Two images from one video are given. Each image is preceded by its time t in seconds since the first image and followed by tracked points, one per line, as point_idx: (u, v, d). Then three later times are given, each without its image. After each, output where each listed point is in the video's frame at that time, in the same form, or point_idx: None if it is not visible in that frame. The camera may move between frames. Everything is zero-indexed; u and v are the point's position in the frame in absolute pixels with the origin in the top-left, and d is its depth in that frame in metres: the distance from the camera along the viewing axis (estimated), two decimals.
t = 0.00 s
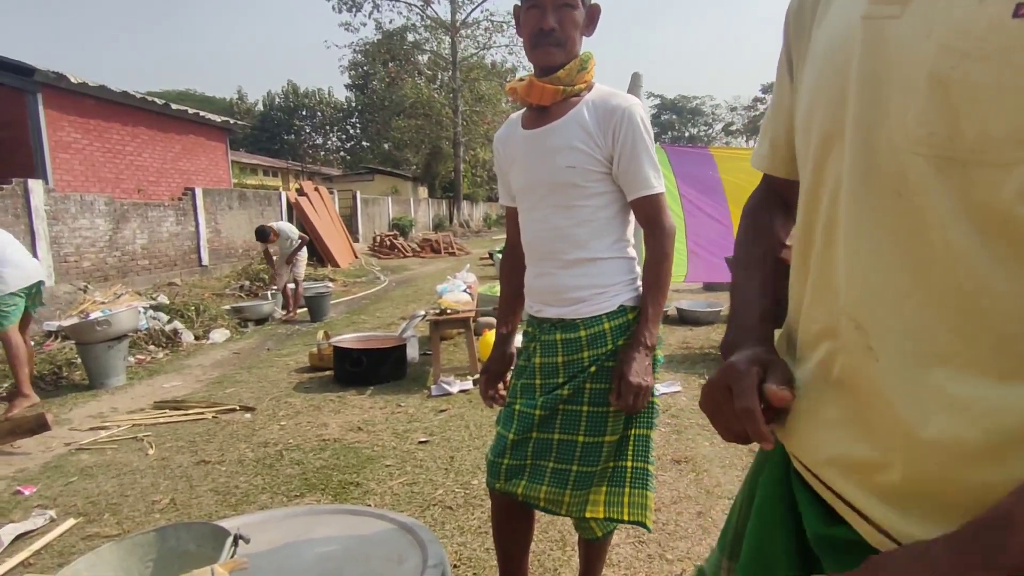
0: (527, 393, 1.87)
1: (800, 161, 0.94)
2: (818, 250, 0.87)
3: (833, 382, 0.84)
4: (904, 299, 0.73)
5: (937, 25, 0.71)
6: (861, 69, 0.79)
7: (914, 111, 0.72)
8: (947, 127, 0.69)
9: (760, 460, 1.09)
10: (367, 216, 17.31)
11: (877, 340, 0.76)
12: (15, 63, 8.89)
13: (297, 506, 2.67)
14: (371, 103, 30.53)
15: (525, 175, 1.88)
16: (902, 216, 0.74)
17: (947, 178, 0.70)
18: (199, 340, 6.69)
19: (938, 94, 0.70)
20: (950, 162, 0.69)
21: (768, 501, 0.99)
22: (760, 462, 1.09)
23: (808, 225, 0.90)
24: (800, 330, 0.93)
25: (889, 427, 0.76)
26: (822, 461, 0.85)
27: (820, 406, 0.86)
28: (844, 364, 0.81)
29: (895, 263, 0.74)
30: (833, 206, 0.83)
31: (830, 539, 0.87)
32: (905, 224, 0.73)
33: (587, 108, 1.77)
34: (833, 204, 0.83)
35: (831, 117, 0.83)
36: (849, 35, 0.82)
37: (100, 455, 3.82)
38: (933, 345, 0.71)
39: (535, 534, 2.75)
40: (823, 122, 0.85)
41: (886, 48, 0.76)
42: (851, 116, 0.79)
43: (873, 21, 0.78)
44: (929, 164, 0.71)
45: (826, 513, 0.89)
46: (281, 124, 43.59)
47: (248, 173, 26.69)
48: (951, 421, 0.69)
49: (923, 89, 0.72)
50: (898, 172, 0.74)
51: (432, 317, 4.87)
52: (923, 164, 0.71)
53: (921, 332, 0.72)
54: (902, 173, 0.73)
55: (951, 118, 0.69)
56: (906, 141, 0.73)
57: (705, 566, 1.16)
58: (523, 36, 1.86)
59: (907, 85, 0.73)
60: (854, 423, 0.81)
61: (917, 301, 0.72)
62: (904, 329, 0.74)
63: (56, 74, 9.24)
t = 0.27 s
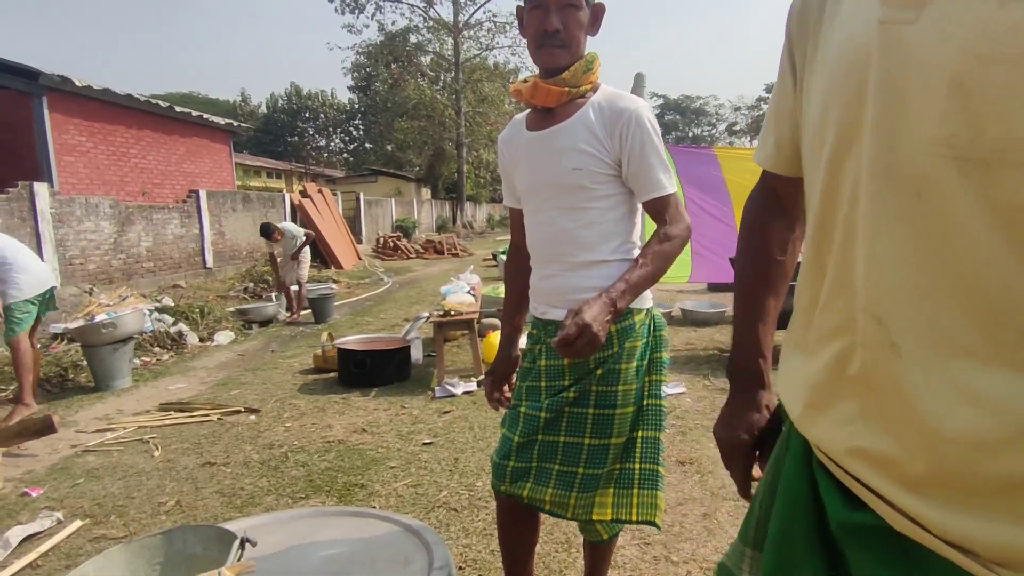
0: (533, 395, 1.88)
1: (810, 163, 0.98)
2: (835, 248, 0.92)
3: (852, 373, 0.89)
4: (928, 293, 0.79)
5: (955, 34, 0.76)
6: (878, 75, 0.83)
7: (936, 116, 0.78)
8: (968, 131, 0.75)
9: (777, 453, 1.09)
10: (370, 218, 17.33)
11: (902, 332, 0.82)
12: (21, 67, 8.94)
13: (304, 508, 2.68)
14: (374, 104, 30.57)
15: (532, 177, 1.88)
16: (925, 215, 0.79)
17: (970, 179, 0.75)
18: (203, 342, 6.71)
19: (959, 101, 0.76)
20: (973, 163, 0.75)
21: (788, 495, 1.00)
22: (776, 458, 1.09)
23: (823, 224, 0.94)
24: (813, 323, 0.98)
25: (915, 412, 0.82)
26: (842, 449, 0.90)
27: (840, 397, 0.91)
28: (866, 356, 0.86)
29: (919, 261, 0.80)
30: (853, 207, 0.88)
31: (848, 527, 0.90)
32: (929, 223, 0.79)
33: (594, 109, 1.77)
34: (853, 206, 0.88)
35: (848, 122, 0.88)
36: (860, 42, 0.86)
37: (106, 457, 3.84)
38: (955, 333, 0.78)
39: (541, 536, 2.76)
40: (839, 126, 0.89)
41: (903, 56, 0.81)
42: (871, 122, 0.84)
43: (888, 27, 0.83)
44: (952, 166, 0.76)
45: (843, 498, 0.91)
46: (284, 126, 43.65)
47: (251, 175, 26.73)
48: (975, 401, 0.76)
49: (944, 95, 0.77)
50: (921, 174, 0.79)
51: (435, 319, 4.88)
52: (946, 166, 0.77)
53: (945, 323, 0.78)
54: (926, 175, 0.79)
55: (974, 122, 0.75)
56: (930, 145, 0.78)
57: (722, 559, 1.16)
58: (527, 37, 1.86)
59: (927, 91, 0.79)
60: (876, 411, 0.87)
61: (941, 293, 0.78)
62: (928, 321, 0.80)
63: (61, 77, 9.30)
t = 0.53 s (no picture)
0: (540, 392, 1.87)
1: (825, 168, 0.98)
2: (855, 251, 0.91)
3: (880, 370, 0.89)
4: (962, 294, 0.79)
5: (979, 45, 0.75)
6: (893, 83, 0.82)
7: (959, 120, 0.76)
8: (1002, 136, 0.74)
9: (796, 440, 1.12)
10: (373, 217, 17.36)
11: (938, 332, 0.82)
12: (26, 69, 8.92)
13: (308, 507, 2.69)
14: (377, 104, 30.62)
15: (538, 174, 1.88)
16: (951, 215, 0.79)
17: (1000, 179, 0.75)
18: (208, 342, 6.73)
19: (989, 109, 0.74)
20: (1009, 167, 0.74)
21: (813, 478, 1.02)
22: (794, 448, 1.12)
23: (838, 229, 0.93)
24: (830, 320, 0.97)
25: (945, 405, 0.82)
26: (868, 440, 0.90)
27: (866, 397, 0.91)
28: (896, 352, 0.86)
29: (951, 262, 0.79)
30: (876, 212, 0.87)
31: (876, 510, 0.90)
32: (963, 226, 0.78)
33: (602, 107, 1.78)
34: (876, 210, 0.87)
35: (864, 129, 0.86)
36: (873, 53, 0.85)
37: (111, 456, 3.86)
38: (990, 330, 0.78)
39: (544, 535, 2.76)
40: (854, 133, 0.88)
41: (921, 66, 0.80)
42: (893, 130, 0.82)
43: (903, 46, 0.81)
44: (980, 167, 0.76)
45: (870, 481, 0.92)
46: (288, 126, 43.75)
47: (255, 175, 26.79)
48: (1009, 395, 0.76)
49: (970, 104, 0.76)
50: (951, 179, 0.78)
51: (438, 318, 4.89)
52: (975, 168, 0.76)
53: (982, 323, 0.78)
54: (958, 181, 0.78)
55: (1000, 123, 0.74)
56: (953, 148, 0.77)
57: (729, 541, 1.18)
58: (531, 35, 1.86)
59: (946, 97, 0.78)
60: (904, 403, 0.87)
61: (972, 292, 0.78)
62: (963, 320, 0.79)
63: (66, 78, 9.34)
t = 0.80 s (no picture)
0: (552, 393, 1.86)
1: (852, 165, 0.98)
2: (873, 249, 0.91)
3: (897, 369, 0.88)
4: (974, 295, 0.77)
5: (989, 51, 0.74)
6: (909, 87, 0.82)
7: (972, 125, 0.76)
8: (1009, 137, 0.73)
9: (817, 429, 1.16)
10: (379, 217, 17.38)
11: (952, 332, 0.80)
12: (32, 69, 9.03)
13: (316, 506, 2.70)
14: (383, 104, 30.65)
15: (548, 173, 1.88)
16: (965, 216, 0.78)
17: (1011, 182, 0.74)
18: (215, 341, 6.76)
19: (997, 112, 0.73)
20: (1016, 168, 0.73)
21: (838, 459, 1.06)
22: (816, 434, 1.17)
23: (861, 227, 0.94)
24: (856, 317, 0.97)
25: (963, 402, 0.81)
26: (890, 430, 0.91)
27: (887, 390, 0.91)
28: (913, 352, 0.85)
29: (961, 263, 0.78)
30: (891, 213, 0.87)
31: (886, 485, 0.95)
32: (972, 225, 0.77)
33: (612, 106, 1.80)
34: (891, 212, 0.87)
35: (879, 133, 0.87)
36: (894, 59, 0.85)
37: (120, 455, 3.88)
38: (1003, 330, 0.76)
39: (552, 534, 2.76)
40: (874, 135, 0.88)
41: (935, 72, 0.79)
42: (905, 134, 0.82)
43: (916, 56, 0.81)
44: (990, 171, 0.75)
45: (886, 461, 0.96)
46: (294, 126, 43.84)
47: (261, 175, 26.85)
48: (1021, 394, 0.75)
49: (979, 107, 0.75)
50: (961, 182, 0.77)
51: (445, 317, 4.89)
52: (985, 172, 0.75)
53: (994, 322, 0.76)
54: (966, 182, 0.77)
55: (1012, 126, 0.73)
56: (967, 152, 0.76)
57: (756, 520, 1.25)
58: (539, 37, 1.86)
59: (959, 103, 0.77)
60: (923, 400, 0.87)
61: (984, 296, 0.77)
62: (976, 320, 0.78)
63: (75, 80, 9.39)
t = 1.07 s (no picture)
0: (552, 390, 1.88)
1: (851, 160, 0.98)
2: (870, 246, 0.92)
3: (895, 362, 0.89)
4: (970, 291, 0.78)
5: (981, 56, 0.74)
6: (901, 93, 0.82)
7: (968, 128, 0.75)
8: (1001, 139, 0.73)
9: (822, 419, 1.18)
10: (386, 215, 17.42)
11: (948, 326, 0.81)
12: (41, 68, 9.11)
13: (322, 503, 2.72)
14: (389, 102, 30.70)
15: (550, 170, 1.87)
16: (960, 217, 0.78)
17: (1007, 182, 0.73)
18: (223, 338, 6.80)
19: (988, 115, 0.74)
20: (1008, 169, 0.73)
21: (842, 443, 1.08)
22: (821, 425, 1.19)
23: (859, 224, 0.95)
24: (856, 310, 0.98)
25: (959, 394, 0.82)
26: (890, 417, 0.92)
27: (886, 381, 0.92)
28: (909, 346, 0.86)
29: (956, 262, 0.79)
30: (887, 211, 0.87)
31: (888, 469, 0.96)
32: (966, 223, 0.77)
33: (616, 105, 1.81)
34: (887, 209, 0.87)
35: (877, 133, 0.87)
36: (889, 64, 0.85)
37: (128, 451, 3.91)
38: (998, 323, 0.76)
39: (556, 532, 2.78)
40: (871, 135, 0.88)
41: (928, 74, 0.79)
42: (902, 135, 0.83)
43: (913, 59, 0.81)
44: (984, 173, 0.75)
45: (887, 448, 0.97)
46: (301, 124, 43.96)
47: (268, 173, 26.96)
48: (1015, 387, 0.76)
49: (972, 110, 0.75)
50: (956, 182, 0.78)
51: (451, 315, 4.91)
52: (978, 173, 0.75)
53: (989, 317, 0.77)
54: (960, 182, 0.77)
55: (1005, 129, 0.73)
56: (962, 155, 0.76)
57: (760, 504, 1.27)
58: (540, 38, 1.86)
59: (954, 107, 0.76)
60: (920, 392, 0.87)
61: (981, 292, 0.77)
62: (971, 315, 0.79)
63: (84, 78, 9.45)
